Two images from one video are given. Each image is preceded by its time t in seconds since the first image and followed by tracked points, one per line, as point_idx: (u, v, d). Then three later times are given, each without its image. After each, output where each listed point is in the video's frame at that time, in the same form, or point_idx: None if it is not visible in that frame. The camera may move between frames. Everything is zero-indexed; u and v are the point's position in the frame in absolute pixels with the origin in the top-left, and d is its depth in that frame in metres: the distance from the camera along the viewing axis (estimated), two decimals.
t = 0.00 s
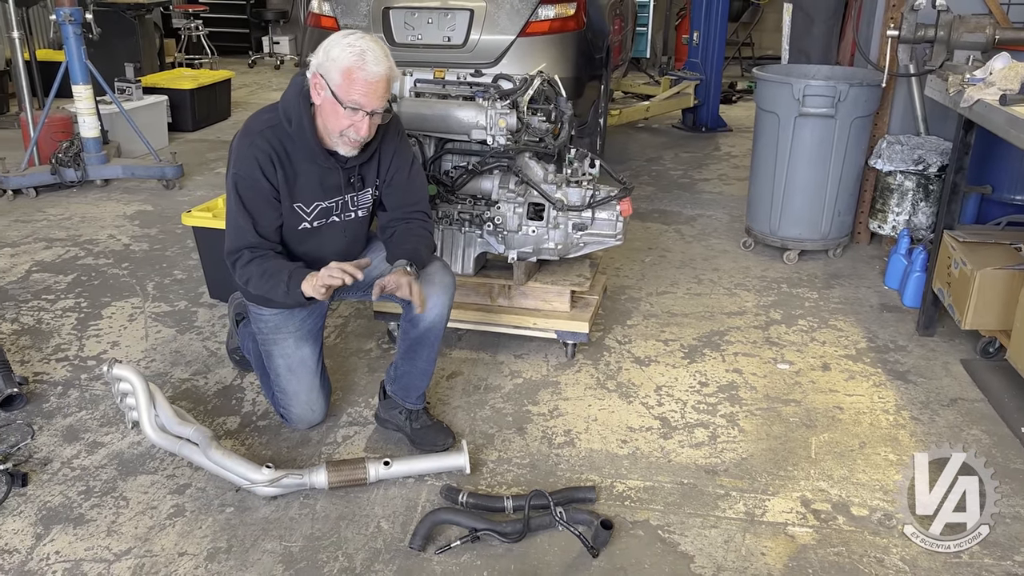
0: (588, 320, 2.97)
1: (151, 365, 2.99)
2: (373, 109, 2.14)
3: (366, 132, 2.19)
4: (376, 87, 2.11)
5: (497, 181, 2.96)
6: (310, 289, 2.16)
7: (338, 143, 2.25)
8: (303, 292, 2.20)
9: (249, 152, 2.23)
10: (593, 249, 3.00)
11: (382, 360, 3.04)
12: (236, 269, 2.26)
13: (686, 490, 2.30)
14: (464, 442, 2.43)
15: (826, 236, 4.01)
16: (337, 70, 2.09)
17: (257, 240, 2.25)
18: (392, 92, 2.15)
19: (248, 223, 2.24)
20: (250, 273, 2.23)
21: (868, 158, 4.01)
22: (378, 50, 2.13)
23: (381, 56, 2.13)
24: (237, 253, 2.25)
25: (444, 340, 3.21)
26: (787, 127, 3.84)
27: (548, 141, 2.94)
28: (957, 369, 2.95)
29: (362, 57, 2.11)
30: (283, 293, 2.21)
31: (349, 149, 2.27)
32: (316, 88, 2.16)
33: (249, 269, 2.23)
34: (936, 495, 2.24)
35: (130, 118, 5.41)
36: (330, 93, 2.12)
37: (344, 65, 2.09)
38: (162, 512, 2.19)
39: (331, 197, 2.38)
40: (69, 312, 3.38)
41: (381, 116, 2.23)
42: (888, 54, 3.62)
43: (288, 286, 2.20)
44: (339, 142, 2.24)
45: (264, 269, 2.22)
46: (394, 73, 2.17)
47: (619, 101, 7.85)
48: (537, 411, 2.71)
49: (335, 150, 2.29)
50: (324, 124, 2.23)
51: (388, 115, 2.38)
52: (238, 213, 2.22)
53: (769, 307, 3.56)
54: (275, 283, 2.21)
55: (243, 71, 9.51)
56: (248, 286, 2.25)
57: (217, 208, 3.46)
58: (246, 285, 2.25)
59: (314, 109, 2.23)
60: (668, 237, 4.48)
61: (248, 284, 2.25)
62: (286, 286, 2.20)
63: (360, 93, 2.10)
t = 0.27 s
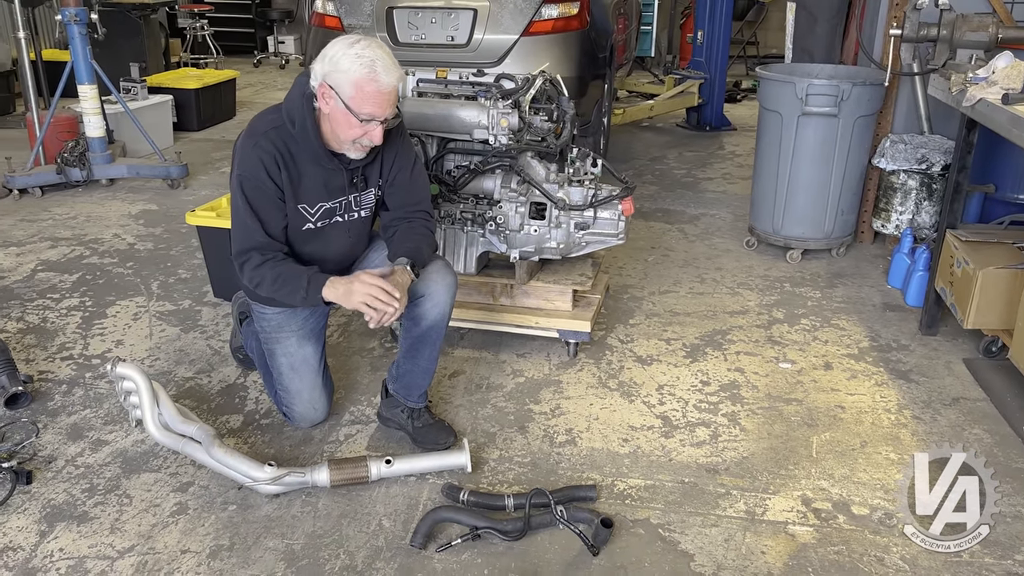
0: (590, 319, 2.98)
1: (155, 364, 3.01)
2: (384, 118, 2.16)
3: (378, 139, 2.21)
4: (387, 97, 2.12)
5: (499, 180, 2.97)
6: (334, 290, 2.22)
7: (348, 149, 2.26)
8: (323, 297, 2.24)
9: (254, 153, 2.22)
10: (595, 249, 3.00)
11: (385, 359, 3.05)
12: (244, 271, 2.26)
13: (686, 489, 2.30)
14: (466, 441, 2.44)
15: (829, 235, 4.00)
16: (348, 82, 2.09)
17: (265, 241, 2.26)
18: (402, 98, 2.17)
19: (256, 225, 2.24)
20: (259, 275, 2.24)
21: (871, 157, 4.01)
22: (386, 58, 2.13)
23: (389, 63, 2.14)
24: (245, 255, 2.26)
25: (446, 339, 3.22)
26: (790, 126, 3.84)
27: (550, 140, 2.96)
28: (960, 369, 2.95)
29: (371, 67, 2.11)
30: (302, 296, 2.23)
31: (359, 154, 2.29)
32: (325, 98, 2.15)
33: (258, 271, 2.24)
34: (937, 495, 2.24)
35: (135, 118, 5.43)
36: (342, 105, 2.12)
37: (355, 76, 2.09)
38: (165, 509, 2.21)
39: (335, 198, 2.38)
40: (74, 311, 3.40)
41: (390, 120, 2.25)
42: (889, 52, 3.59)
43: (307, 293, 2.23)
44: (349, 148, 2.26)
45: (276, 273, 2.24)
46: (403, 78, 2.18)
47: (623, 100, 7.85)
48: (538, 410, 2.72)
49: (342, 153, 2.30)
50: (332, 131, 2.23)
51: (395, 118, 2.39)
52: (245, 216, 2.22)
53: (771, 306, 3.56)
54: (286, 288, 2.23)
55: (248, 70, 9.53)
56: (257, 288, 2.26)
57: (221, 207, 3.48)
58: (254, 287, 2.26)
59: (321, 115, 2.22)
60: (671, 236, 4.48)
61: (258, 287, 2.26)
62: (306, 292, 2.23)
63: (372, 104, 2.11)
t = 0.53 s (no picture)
0: (592, 317, 2.98)
1: (159, 361, 3.02)
2: (392, 122, 2.16)
3: (386, 142, 2.22)
4: (396, 102, 2.12)
5: (501, 178, 2.98)
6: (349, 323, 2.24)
7: (355, 152, 2.26)
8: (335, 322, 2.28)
9: (263, 159, 2.22)
10: (597, 247, 3.00)
11: (387, 356, 3.06)
12: (255, 277, 2.29)
13: (686, 486, 2.31)
14: (467, 438, 2.45)
15: (832, 233, 4.00)
16: (357, 88, 2.08)
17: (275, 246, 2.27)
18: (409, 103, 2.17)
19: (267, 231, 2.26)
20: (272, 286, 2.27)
21: (874, 155, 4.01)
22: (394, 62, 2.12)
23: (397, 68, 2.13)
24: (257, 260, 2.28)
25: (449, 336, 3.22)
26: (793, 124, 3.83)
27: (552, 138, 2.95)
28: (962, 367, 2.94)
29: (380, 72, 2.10)
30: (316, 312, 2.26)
31: (365, 157, 2.29)
32: (332, 102, 2.14)
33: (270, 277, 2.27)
34: (936, 493, 2.24)
35: (140, 116, 5.45)
36: (350, 109, 2.12)
37: (364, 82, 2.08)
38: (167, 505, 2.22)
39: (341, 199, 2.39)
40: (79, 308, 3.42)
41: (397, 123, 2.25)
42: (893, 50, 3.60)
43: (322, 308, 2.26)
44: (356, 151, 2.26)
45: (288, 291, 2.27)
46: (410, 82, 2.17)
47: (627, 98, 7.84)
48: (540, 407, 2.73)
49: (349, 155, 2.30)
50: (339, 134, 2.22)
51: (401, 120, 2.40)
52: (255, 221, 2.24)
53: (774, 304, 3.56)
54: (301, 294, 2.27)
55: (254, 69, 9.56)
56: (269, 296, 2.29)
57: (225, 205, 3.50)
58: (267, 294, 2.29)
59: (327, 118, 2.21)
60: (674, 234, 4.48)
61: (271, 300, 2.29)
62: (320, 306, 2.26)
63: (381, 109, 2.11)
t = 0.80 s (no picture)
0: (595, 314, 2.99)
1: (164, 357, 3.04)
2: (403, 142, 2.15)
3: (396, 159, 2.21)
4: (408, 124, 2.10)
5: (503, 175, 2.99)
6: (358, 378, 2.17)
7: (366, 167, 2.25)
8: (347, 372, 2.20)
9: (283, 180, 2.19)
10: (599, 244, 3.01)
11: (391, 353, 3.08)
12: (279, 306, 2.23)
13: (687, 483, 2.31)
14: (469, 434, 2.46)
15: (837, 231, 3.99)
16: (369, 109, 2.06)
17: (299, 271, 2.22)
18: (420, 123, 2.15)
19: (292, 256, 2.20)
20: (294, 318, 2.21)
21: (879, 152, 4.00)
22: (407, 82, 2.09)
23: (409, 88, 2.10)
24: (280, 290, 2.21)
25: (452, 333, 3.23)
26: (797, 122, 3.83)
27: (554, 136, 2.94)
28: (965, 364, 2.94)
29: (391, 92, 2.07)
30: (335, 356, 2.19)
31: (376, 171, 2.28)
32: (344, 119, 2.13)
33: (295, 305, 2.21)
34: (937, 494, 2.23)
35: (146, 115, 5.48)
36: (362, 129, 2.10)
37: (376, 103, 2.06)
38: (171, 501, 2.24)
39: (357, 209, 2.38)
40: (85, 305, 3.45)
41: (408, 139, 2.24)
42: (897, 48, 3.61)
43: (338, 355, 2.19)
44: (367, 166, 2.25)
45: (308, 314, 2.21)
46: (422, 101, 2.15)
47: (633, 96, 7.84)
48: (542, 404, 2.74)
49: (363, 171, 2.29)
50: (352, 151, 2.21)
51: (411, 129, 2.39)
52: (279, 245, 2.19)
53: (777, 302, 3.56)
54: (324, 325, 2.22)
55: (260, 67, 9.58)
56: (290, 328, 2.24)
57: (230, 203, 3.51)
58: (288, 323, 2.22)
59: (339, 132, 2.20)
60: (678, 231, 4.48)
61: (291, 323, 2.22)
62: (336, 352, 2.19)
63: (392, 130, 2.10)
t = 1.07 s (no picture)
0: (597, 310, 3.00)
1: (170, 352, 3.07)
2: (417, 172, 2.11)
3: (411, 189, 2.18)
4: (423, 155, 2.06)
5: (507, 171, 2.99)
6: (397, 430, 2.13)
7: (383, 194, 2.23)
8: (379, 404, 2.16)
9: (313, 206, 2.16)
10: (602, 240, 3.02)
11: (395, 348, 3.10)
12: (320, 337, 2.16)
13: (689, 477, 2.32)
14: (471, 429, 2.48)
15: (841, 227, 3.99)
16: (383, 141, 2.03)
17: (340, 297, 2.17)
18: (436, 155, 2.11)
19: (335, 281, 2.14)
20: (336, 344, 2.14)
21: (884, 148, 3.99)
22: (424, 114, 2.05)
23: (426, 121, 2.06)
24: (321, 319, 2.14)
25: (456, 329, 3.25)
26: (802, 118, 3.82)
27: (558, 132, 2.94)
28: (969, 360, 2.94)
29: (407, 125, 2.03)
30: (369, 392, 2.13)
31: (393, 198, 2.26)
32: (360, 147, 2.10)
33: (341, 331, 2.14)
34: (936, 495, 2.21)
35: (154, 112, 5.51)
36: (376, 159, 2.08)
37: (391, 136, 2.02)
38: (176, 493, 2.26)
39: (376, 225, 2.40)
40: (92, 301, 3.47)
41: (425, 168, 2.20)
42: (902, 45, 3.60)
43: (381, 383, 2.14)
44: (383, 193, 2.22)
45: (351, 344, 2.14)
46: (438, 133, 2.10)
47: (639, 93, 7.83)
48: (545, 398, 2.75)
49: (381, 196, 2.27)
50: (369, 178, 2.19)
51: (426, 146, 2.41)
52: (320, 272, 2.13)
53: (781, 298, 3.56)
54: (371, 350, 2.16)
55: (268, 65, 9.61)
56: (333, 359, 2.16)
57: (235, 199, 3.54)
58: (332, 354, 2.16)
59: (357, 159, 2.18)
60: (683, 228, 4.48)
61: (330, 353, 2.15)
62: (374, 386, 2.13)
63: (406, 162, 2.06)
